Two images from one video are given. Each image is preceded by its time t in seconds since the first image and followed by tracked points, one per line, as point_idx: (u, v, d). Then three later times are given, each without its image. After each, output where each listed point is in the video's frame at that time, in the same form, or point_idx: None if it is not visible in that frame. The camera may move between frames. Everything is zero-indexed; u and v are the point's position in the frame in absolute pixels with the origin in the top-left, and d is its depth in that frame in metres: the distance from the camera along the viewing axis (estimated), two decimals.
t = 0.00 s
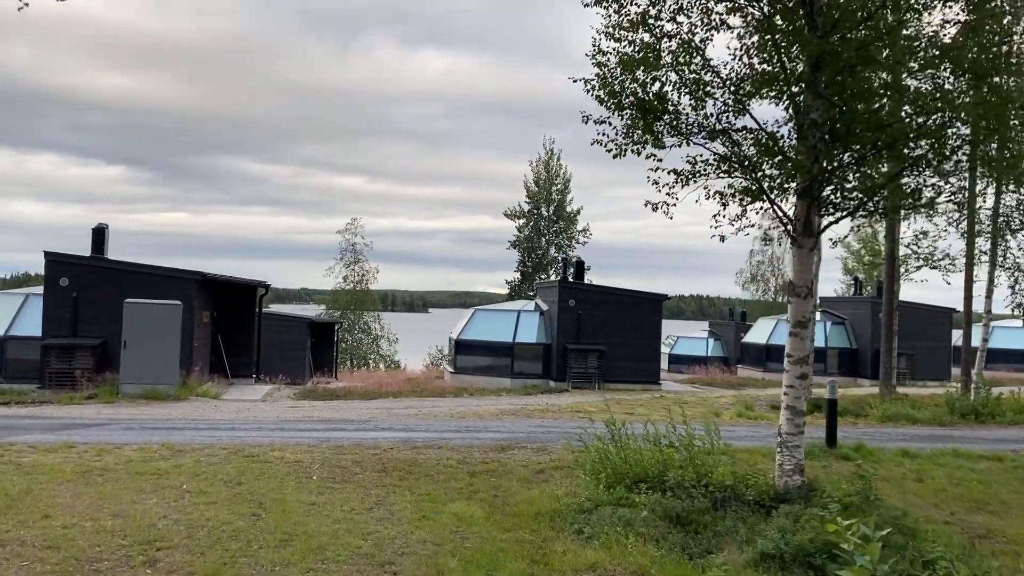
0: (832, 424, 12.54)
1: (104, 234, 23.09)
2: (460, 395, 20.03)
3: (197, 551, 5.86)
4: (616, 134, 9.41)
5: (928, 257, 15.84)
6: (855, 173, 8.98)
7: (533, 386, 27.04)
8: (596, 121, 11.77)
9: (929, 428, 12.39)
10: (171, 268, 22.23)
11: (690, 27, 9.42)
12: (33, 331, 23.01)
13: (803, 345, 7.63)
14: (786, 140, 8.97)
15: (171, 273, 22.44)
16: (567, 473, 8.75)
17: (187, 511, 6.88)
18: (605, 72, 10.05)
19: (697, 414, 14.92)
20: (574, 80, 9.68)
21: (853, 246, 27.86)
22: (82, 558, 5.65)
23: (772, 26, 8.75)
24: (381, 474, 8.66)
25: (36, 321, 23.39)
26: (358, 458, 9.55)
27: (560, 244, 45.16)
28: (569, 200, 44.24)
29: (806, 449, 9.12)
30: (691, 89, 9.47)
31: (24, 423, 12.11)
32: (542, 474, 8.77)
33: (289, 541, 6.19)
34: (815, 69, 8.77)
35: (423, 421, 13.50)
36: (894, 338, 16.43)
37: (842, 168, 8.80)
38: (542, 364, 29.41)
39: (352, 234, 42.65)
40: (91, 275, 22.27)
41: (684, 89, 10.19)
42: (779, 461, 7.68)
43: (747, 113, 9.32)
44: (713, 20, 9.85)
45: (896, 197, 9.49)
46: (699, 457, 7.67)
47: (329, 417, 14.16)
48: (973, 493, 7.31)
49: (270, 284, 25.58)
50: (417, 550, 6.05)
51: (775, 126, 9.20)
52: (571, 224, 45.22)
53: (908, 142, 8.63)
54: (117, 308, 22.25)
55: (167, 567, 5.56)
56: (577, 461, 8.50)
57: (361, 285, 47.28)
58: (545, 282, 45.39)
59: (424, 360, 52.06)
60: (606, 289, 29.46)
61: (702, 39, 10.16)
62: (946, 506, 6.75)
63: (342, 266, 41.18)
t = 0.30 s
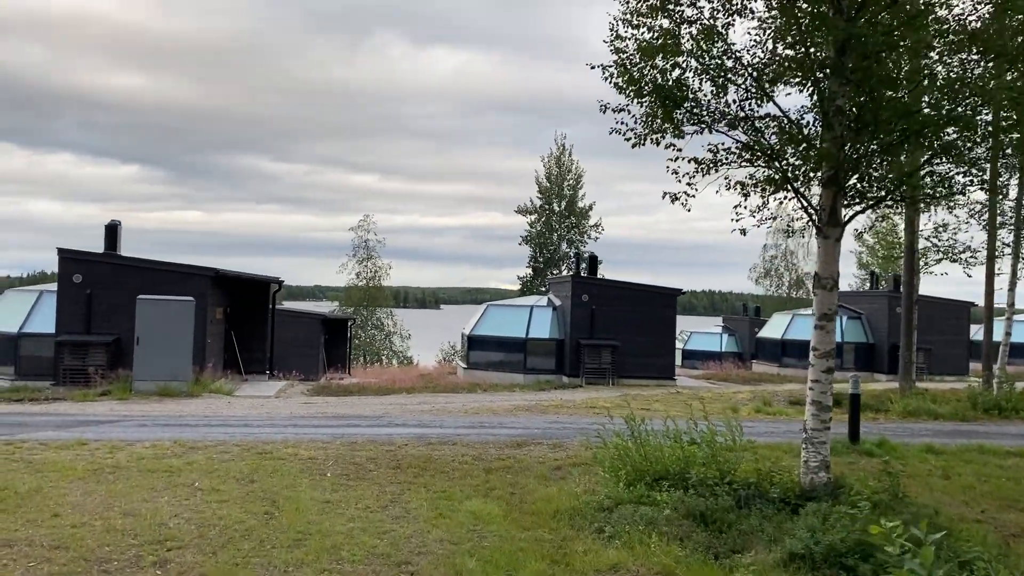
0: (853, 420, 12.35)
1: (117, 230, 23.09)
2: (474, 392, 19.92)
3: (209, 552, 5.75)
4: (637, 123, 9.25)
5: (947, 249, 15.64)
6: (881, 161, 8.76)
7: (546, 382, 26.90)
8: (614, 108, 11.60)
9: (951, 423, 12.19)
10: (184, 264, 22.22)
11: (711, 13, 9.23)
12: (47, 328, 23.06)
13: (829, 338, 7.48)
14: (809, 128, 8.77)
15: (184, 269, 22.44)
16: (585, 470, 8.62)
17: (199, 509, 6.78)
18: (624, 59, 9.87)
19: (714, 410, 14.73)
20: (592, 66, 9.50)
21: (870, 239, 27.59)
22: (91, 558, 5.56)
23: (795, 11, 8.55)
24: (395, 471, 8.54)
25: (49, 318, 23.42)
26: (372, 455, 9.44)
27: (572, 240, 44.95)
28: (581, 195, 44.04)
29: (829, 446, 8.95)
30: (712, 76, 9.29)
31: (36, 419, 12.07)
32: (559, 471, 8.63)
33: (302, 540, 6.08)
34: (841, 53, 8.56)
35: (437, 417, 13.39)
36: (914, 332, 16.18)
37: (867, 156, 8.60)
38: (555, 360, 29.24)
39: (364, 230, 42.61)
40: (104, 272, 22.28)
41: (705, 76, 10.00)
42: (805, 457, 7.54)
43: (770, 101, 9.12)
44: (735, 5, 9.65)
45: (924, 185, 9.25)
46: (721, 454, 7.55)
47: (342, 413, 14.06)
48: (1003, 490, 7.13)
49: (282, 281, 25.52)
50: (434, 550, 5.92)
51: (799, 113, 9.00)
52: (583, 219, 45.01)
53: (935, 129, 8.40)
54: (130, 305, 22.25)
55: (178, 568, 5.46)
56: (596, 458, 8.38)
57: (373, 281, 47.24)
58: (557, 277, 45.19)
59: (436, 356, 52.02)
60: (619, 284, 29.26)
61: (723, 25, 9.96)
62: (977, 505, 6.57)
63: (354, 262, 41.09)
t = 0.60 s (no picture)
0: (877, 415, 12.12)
1: (129, 227, 23.06)
2: (488, 388, 19.77)
3: (219, 556, 5.62)
4: (658, 109, 9.05)
5: (972, 240, 15.38)
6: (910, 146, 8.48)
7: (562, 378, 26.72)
8: (634, 95, 11.39)
9: (979, 418, 11.93)
10: (196, 260, 22.18)
11: None
12: (60, 326, 23.08)
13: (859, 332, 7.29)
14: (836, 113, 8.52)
15: (196, 266, 22.39)
16: (605, 467, 8.46)
17: (209, 511, 6.65)
18: (644, 44, 9.68)
19: (734, 405, 14.52)
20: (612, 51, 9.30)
21: (889, 232, 27.27)
22: (98, 563, 5.44)
23: None
24: (410, 470, 8.39)
25: (63, 315, 23.44)
26: (387, 452, 9.30)
27: (586, 233, 44.69)
28: (594, 189, 43.79)
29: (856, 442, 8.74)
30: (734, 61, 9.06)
31: (49, 417, 11.99)
32: (579, 469, 8.45)
33: (316, 543, 5.93)
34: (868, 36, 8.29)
35: (453, 413, 13.24)
36: (939, 325, 15.92)
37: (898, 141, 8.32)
38: (570, 355, 29.02)
39: (377, 226, 42.55)
40: (116, 269, 22.26)
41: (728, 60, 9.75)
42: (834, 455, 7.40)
43: (795, 85, 8.87)
44: None
45: (957, 170, 8.94)
46: (745, 452, 7.41)
47: (356, 410, 13.94)
48: None
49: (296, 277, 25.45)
50: (450, 553, 5.77)
51: (825, 97, 8.75)
52: (597, 213, 44.74)
53: (969, 114, 8.10)
54: (143, 302, 22.22)
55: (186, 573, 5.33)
56: (617, 455, 8.22)
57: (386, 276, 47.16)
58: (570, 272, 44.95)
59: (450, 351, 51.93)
60: (635, 278, 29.01)
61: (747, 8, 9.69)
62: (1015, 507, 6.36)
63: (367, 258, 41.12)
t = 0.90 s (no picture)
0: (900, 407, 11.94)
1: (142, 222, 23.06)
2: (503, 380, 19.67)
3: (234, 555, 5.53)
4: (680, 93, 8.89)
5: (994, 227, 15.15)
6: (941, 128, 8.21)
7: (577, 371, 26.59)
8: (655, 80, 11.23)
9: (1004, 409, 11.74)
10: (210, 254, 22.18)
11: None
12: (74, 322, 23.15)
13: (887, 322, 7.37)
14: (863, 95, 8.29)
15: (210, 260, 22.40)
16: (625, 461, 8.34)
17: (224, 508, 6.57)
18: (665, 27, 9.50)
19: (753, 397, 14.33)
20: (631, 33, 9.15)
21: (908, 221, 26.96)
22: (111, 563, 5.36)
23: None
24: (427, 464, 8.28)
25: (77, 311, 23.50)
26: (403, 447, 9.20)
27: (599, 226, 44.46)
28: (607, 180, 43.55)
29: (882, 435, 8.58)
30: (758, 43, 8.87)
31: (63, 413, 11.95)
32: (598, 463, 8.32)
33: (333, 540, 5.82)
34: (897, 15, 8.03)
35: (469, 407, 13.14)
36: (961, 314, 15.69)
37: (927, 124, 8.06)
38: (585, 347, 28.89)
39: (390, 219, 42.50)
40: (130, 264, 22.27)
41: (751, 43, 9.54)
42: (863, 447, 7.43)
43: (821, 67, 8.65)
44: None
45: (990, 154, 8.65)
46: (771, 446, 7.31)
47: (372, 404, 13.85)
48: None
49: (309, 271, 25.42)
50: (471, 550, 5.66)
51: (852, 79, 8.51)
52: (610, 204, 44.49)
53: (1002, 95, 7.82)
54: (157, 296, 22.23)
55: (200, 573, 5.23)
56: (638, 449, 8.11)
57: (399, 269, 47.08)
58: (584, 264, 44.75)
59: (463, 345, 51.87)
60: (650, 270, 28.81)
61: None
62: None
63: (380, 251, 41.07)
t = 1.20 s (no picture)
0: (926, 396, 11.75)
1: (156, 215, 23.04)
2: (519, 372, 19.56)
3: (249, 552, 5.42)
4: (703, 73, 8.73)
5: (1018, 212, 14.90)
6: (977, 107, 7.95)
7: (593, 362, 26.45)
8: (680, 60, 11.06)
9: None
10: (223, 247, 22.14)
11: None
12: (89, 316, 23.20)
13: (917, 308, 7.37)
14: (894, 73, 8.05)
15: (223, 253, 22.36)
16: (647, 453, 8.23)
17: (239, 503, 6.47)
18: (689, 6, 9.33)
19: (775, 386, 14.15)
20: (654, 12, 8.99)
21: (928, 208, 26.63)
22: (124, 561, 5.27)
23: None
24: (446, 458, 8.15)
25: (91, 305, 23.55)
26: (420, 440, 9.08)
27: (613, 216, 44.21)
28: (621, 170, 43.27)
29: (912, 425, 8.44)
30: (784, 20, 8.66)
31: (78, 408, 11.91)
32: (620, 455, 8.20)
33: (351, 537, 5.72)
34: None
35: (486, 399, 13.03)
36: (985, 301, 15.46)
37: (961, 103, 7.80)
38: (601, 338, 28.74)
39: (403, 211, 42.40)
40: (143, 257, 22.25)
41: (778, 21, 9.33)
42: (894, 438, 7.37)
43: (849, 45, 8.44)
44: None
45: None
46: (801, 438, 7.27)
47: (388, 397, 13.77)
48: None
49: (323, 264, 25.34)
50: (493, 546, 5.56)
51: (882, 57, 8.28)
52: (624, 194, 44.23)
53: None
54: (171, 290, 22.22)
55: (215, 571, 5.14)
56: (661, 440, 8.00)
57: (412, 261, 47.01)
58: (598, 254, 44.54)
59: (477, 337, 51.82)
60: (666, 259, 28.59)
61: None
62: None
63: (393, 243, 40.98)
